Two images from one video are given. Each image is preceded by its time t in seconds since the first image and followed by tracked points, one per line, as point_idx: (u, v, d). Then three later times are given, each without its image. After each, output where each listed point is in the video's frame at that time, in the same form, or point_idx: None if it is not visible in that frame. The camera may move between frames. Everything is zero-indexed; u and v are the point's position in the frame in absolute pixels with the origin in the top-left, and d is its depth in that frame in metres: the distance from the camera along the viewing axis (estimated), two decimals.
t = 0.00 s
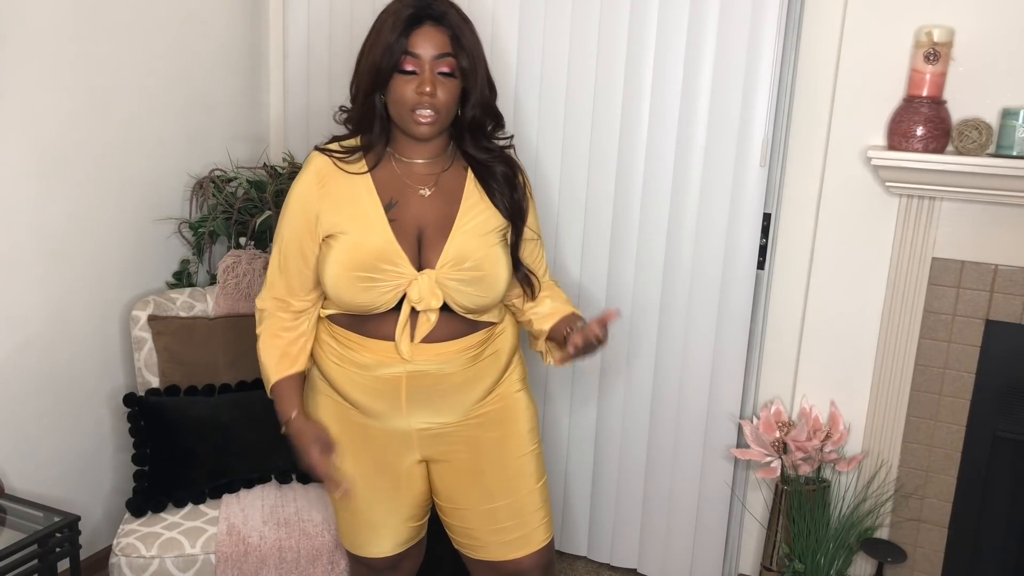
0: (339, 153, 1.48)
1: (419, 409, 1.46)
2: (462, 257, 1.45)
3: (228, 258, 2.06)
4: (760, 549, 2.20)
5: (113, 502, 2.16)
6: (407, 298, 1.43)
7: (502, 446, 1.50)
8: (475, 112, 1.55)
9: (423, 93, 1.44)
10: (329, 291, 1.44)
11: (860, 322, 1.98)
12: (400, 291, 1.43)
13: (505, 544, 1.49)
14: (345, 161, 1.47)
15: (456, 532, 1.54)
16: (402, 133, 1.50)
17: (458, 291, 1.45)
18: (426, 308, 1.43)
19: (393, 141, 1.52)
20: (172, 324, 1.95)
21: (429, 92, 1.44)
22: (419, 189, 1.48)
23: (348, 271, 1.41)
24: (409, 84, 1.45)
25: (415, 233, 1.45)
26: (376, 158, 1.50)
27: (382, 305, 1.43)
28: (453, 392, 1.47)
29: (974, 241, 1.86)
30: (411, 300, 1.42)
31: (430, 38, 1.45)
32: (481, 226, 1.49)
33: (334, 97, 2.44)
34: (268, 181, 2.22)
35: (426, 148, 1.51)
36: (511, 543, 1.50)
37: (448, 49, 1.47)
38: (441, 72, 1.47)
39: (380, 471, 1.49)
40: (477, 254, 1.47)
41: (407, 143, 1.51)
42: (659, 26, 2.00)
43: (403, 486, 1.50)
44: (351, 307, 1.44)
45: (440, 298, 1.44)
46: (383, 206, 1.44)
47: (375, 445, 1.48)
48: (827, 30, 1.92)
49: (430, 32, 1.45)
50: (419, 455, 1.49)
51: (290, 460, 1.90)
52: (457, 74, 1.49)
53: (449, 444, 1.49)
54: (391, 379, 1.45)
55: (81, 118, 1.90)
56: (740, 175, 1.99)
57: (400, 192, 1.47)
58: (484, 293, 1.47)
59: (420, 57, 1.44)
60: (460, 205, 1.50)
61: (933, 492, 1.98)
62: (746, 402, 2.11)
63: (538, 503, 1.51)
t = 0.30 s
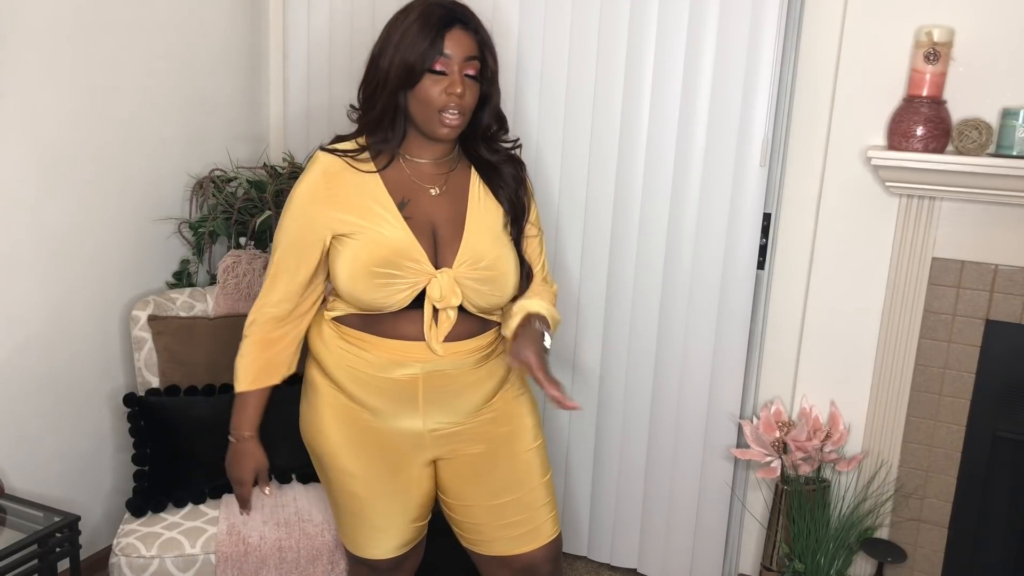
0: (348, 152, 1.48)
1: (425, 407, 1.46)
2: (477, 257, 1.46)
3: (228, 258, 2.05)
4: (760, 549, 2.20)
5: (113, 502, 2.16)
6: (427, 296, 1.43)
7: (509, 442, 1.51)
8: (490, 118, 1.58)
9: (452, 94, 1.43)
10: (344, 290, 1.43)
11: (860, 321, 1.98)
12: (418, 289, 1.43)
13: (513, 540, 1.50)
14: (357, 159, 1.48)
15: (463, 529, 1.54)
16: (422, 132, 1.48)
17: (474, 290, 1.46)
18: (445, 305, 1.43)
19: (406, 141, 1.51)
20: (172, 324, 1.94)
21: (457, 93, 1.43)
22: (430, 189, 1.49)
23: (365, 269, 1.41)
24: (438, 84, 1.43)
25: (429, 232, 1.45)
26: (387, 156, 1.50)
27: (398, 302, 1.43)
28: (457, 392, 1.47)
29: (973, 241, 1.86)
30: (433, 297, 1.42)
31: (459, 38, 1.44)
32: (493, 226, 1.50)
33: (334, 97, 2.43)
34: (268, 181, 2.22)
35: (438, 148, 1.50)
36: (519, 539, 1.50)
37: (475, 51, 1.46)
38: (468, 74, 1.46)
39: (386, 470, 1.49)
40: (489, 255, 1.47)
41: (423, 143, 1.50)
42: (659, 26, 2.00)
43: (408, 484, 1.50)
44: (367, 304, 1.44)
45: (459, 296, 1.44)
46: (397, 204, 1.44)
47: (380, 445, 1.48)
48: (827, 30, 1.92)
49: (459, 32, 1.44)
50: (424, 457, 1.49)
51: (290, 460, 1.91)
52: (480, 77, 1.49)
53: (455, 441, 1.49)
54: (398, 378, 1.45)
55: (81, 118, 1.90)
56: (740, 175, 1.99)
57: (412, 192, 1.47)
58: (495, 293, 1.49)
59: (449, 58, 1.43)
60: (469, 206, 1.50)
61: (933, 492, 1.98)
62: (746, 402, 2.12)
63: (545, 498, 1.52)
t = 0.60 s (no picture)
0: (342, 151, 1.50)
1: (419, 410, 1.46)
2: (464, 260, 1.45)
3: (228, 258, 2.05)
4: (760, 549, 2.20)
5: (113, 502, 2.16)
6: (405, 299, 1.43)
7: (505, 447, 1.50)
8: (484, 116, 1.55)
9: (426, 90, 1.44)
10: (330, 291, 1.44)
11: (860, 321, 1.98)
12: (399, 292, 1.43)
13: (510, 544, 1.50)
14: (349, 159, 1.49)
15: (460, 532, 1.54)
16: (406, 131, 1.50)
17: (458, 293, 1.44)
18: (423, 309, 1.43)
19: (399, 141, 1.53)
20: (172, 324, 1.95)
21: (432, 89, 1.44)
22: (421, 192, 1.48)
23: (347, 271, 1.41)
24: (414, 81, 1.45)
25: (416, 235, 1.45)
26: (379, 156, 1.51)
27: (380, 306, 1.43)
28: (454, 393, 1.47)
29: (973, 241, 1.86)
30: (410, 301, 1.42)
31: (438, 36, 1.45)
32: (484, 228, 1.48)
33: (334, 96, 2.43)
34: (267, 181, 2.22)
35: (432, 149, 1.51)
36: (516, 543, 1.50)
37: (456, 50, 1.47)
38: (448, 73, 1.47)
39: (382, 472, 1.49)
40: (477, 258, 1.46)
41: (412, 143, 1.51)
42: (659, 26, 2.00)
43: (405, 487, 1.50)
44: (352, 306, 1.44)
45: (439, 300, 1.44)
46: (384, 206, 1.44)
47: (376, 447, 1.48)
48: (826, 30, 1.92)
49: (439, 31, 1.46)
50: (421, 457, 1.49)
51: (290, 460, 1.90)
52: (465, 75, 1.49)
53: (451, 443, 1.49)
54: (392, 380, 1.45)
55: (81, 118, 1.90)
56: (740, 175, 1.99)
57: (402, 193, 1.47)
58: (483, 296, 1.47)
59: (426, 55, 1.45)
60: (462, 209, 1.49)
61: (933, 492, 1.98)
62: (746, 402, 2.12)
63: (542, 503, 1.51)
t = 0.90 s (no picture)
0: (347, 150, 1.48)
1: (421, 411, 1.46)
2: (470, 257, 1.46)
3: (228, 258, 2.06)
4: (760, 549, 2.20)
5: (113, 502, 2.16)
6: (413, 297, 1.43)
7: (506, 449, 1.50)
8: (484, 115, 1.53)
9: (433, 99, 1.43)
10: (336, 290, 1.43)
11: (860, 321, 1.97)
12: (407, 290, 1.43)
13: (510, 546, 1.49)
14: (355, 159, 1.47)
15: (460, 534, 1.53)
16: (412, 136, 1.49)
17: (465, 291, 1.45)
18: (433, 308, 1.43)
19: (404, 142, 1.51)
20: (172, 324, 1.95)
21: (438, 98, 1.43)
22: (427, 190, 1.48)
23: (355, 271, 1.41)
24: (420, 89, 1.44)
25: (423, 233, 1.46)
26: (385, 157, 1.49)
27: (388, 305, 1.43)
28: (454, 393, 1.47)
29: (973, 241, 1.86)
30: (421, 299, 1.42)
31: (442, 42, 1.43)
32: (489, 225, 1.49)
33: (334, 96, 2.43)
34: (267, 180, 2.22)
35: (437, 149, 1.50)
36: (516, 545, 1.49)
37: (460, 54, 1.45)
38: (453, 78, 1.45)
39: (382, 472, 1.49)
40: (484, 255, 1.47)
41: (417, 144, 1.50)
42: (659, 26, 2.00)
43: (405, 487, 1.50)
44: (359, 305, 1.44)
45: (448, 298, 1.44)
46: (391, 205, 1.45)
47: (377, 446, 1.48)
48: (826, 30, 1.92)
49: (442, 36, 1.44)
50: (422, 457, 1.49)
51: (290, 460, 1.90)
52: (469, 79, 1.48)
53: (452, 443, 1.49)
54: (394, 380, 1.45)
55: (80, 118, 1.90)
56: (740, 176, 1.99)
57: (408, 191, 1.47)
58: (489, 294, 1.48)
59: (431, 61, 1.43)
60: (467, 207, 1.49)
61: (933, 492, 1.98)
62: (746, 402, 2.12)
63: (542, 503, 1.51)
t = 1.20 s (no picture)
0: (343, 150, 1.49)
1: (425, 412, 1.46)
2: (465, 265, 1.45)
3: (228, 257, 2.06)
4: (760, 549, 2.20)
5: (113, 502, 2.16)
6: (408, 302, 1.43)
7: (511, 446, 1.50)
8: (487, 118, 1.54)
9: (433, 98, 1.42)
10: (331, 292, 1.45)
11: (860, 321, 1.97)
12: (401, 295, 1.43)
13: (518, 542, 1.49)
14: (349, 159, 1.48)
15: (467, 532, 1.53)
16: (411, 135, 1.48)
17: (461, 297, 1.45)
18: (428, 314, 1.43)
19: (402, 141, 1.51)
20: (173, 324, 1.95)
21: (439, 96, 1.42)
22: (422, 192, 1.48)
23: (350, 274, 1.42)
24: (421, 87, 1.43)
25: (418, 236, 1.45)
26: (381, 157, 1.50)
27: (384, 307, 1.44)
28: (459, 394, 1.47)
29: (973, 241, 1.85)
30: (414, 307, 1.43)
31: (445, 41, 1.43)
32: (484, 229, 1.48)
33: (334, 96, 2.43)
34: (267, 180, 2.22)
35: (433, 150, 1.50)
36: (524, 540, 1.50)
37: (462, 54, 1.45)
38: (454, 78, 1.45)
39: (387, 476, 1.49)
40: (479, 260, 1.46)
41: (414, 144, 1.49)
42: (659, 26, 2.00)
43: (410, 488, 1.50)
44: (353, 309, 1.45)
45: (442, 303, 1.44)
46: (385, 207, 1.44)
47: (382, 449, 1.48)
48: (825, 30, 1.92)
49: (446, 35, 1.43)
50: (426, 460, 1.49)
51: (290, 460, 1.90)
52: (469, 79, 1.48)
53: (456, 445, 1.49)
54: (398, 380, 1.45)
55: (81, 119, 1.90)
56: (740, 176, 1.99)
57: (403, 194, 1.47)
58: (486, 299, 1.47)
59: (433, 60, 1.43)
60: (463, 209, 1.49)
61: (933, 492, 1.98)
62: (746, 402, 2.12)
63: (547, 504, 1.51)
